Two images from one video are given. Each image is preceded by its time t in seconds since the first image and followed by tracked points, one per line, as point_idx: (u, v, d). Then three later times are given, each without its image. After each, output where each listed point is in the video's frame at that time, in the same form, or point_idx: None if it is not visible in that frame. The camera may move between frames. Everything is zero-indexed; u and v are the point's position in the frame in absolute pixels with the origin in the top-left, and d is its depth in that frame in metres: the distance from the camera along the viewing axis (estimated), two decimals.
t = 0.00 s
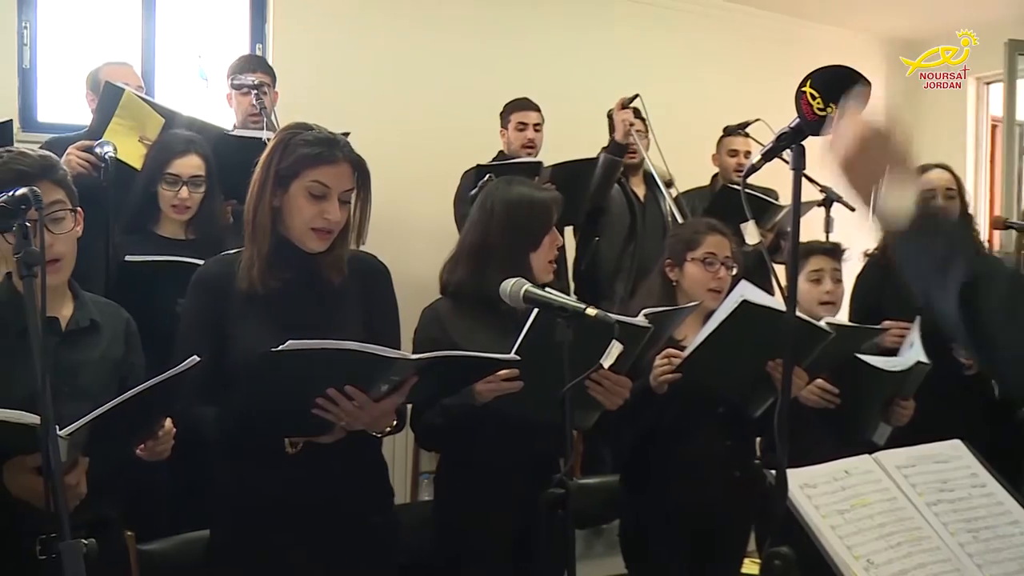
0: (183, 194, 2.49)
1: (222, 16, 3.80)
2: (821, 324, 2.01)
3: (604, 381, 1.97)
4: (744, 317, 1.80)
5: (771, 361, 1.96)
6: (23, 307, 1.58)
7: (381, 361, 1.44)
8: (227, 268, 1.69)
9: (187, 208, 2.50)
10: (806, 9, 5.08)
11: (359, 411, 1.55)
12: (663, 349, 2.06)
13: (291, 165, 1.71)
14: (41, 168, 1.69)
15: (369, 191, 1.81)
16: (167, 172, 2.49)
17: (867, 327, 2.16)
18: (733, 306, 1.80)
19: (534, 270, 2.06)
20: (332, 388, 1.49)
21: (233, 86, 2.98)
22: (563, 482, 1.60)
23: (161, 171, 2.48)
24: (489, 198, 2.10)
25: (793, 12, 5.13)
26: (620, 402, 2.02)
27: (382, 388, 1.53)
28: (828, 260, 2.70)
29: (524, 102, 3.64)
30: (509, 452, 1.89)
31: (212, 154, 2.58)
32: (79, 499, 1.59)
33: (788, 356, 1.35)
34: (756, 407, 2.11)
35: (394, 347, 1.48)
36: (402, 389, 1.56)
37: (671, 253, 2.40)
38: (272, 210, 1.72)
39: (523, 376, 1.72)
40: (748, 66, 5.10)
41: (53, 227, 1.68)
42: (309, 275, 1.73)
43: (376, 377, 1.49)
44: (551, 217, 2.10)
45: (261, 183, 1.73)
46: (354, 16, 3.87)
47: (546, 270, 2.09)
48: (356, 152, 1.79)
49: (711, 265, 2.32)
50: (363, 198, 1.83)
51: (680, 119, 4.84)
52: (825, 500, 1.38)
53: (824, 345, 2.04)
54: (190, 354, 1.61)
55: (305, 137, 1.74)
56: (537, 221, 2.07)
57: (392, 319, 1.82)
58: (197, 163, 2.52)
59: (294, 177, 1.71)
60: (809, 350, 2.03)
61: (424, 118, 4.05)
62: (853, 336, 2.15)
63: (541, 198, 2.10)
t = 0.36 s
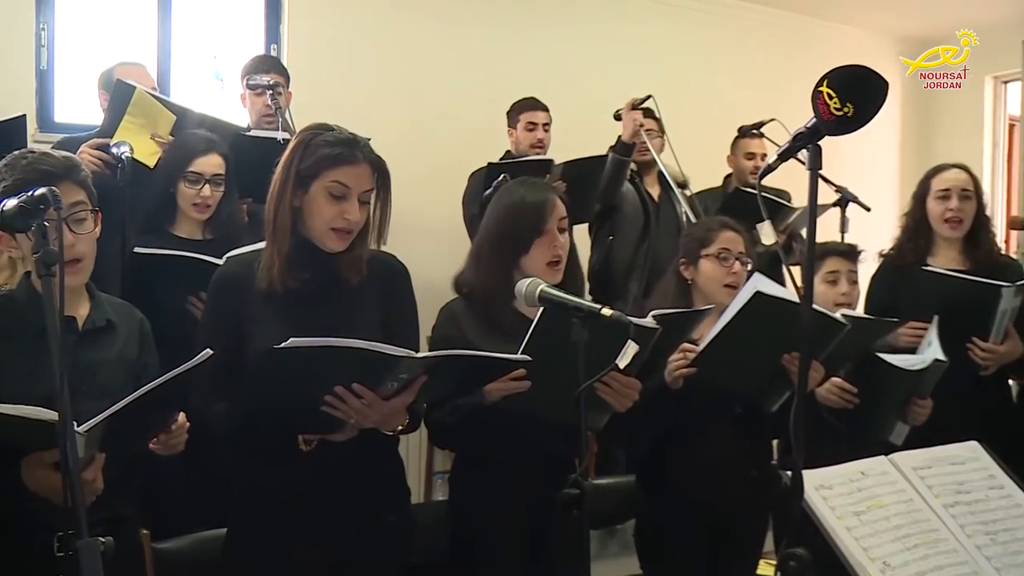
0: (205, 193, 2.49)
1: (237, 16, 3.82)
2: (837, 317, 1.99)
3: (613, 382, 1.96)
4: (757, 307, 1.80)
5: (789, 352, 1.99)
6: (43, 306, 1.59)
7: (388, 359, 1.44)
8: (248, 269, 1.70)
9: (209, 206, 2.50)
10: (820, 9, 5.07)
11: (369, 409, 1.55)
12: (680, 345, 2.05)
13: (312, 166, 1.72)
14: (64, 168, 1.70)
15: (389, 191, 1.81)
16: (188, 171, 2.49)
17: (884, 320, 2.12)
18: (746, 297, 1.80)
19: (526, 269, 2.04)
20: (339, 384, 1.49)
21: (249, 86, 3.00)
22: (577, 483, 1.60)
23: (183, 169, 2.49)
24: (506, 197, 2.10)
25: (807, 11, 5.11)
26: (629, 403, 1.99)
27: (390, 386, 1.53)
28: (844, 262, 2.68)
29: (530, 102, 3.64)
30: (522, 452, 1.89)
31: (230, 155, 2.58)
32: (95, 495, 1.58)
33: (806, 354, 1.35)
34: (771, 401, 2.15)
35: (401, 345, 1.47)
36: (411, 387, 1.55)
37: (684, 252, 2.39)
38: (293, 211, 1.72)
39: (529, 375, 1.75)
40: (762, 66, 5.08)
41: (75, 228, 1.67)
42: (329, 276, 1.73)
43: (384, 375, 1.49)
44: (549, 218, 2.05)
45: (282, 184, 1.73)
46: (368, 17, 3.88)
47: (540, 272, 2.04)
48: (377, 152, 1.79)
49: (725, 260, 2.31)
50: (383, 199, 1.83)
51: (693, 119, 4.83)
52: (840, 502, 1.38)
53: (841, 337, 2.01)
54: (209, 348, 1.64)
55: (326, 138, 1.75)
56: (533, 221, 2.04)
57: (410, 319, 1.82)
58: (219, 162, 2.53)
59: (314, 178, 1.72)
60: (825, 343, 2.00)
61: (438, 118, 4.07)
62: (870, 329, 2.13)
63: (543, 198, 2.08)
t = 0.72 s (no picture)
0: (223, 190, 2.48)
1: (253, 17, 3.84)
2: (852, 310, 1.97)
3: (624, 382, 1.96)
4: (767, 297, 1.77)
5: (804, 346, 1.97)
6: (61, 304, 1.60)
7: (402, 355, 1.43)
8: (265, 269, 1.71)
9: (226, 205, 2.49)
10: (835, 8, 5.05)
11: (383, 404, 1.55)
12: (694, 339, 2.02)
13: (328, 166, 1.72)
14: (82, 167, 1.72)
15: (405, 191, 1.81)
16: (206, 169, 2.47)
17: (900, 315, 2.09)
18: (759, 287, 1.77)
19: (535, 267, 2.04)
20: (353, 379, 1.49)
21: (265, 86, 3.01)
22: (593, 482, 1.60)
23: (201, 168, 2.48)
24: (523, 198, 2.10)
25: (823, 10, 5.10)
26: (642, 404, 2.00)
27: (404, 382, 1.52)
28: (860, 263, 2.67)
29: (546, 102, 3.64)
30: (537, 452, 1.89)
31: (247, 153, 2.59)
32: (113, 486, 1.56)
33: (823, 354, 1.35)
34: (787, 398, 2.13)
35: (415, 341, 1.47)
36: (425, 383, 1.55)
37: (700, 251, 2.39)
38: (310, 211, 1.73)
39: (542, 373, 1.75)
40: (777, 66, 5.07)
41: (93, 226, 1.69)
42: (345, 276, 1.74)
43: (399, 372, 1.49)
44: (558, 215, 2.05)
45: (300, 184, 1.74)
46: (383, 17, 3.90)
47: (548, 271, 2.03)
48: (393, 153, 1.79)
49: (744, 261, 2.31)
50: (398, 199, 1.84)
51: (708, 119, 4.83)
52: (857, 503, 1.37)
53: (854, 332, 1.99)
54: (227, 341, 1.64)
55: (342, 139, 1.75)
56: (540, 219, 2.05)
57: (425, 318, 1.82)
58: (236, 160, 2.51)
59: (331, 178, 1.72)
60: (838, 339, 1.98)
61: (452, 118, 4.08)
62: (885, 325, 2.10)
63: (555, 196, 2.08)
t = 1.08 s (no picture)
0: (241, 185, 2.48)
1: (269, 17, 3.85)
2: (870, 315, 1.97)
3: (638, 382, 1.97)
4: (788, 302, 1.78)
5: (821, 352, 1.94)
6: (80, 302, 1.61)
7: (422, 355, 1.44)
8: (285, 270, 1.72)
9: (244, 200, 2.49)
10: (851, 7, 5.03)
11: (402, 404, 1.56)
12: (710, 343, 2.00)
13: (347, 168, 1.73)
14: (100, 166, 1.72)
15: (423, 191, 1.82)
16: (224, 165, 2.48)
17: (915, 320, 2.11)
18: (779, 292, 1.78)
19: (555, 270, 2.05)
20: (373, 379, 1.50)
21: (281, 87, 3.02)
22: (610, 483, 1.61)
23: (218, 164, 2.49)
24: (541, 199, 2.10)
25: (838, 10, 5.08)
26: (656, 405, 2.01)
27: (424, 382, 1.53)
28: (878, 270, 2.66)
29: (563, 103, 3.64)
30: (553, 453, 1.88)
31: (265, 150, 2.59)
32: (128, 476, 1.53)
33: (841, 356, 1.34)
34: (802, 402, 2.11)
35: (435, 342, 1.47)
36: (444, 384, 1.56)
37: (719, 252, 2.37)
38: (330, 212, 1.74)
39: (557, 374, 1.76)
40: (792, 66, 5.05)
41: (110, 224, 1.69)
42: (364, 277, 1.74)
43: (418, 372, 1.49)
44: (582, 224, 2.04)
45: (319, 185, 1.74)
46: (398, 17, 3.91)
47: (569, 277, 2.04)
48: (411, 153, 1.80)
49: (764, 267, 2.30)
50: (417, 200, 1.84)
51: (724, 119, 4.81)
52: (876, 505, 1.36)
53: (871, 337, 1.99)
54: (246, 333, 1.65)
55: (361, 140, 1.76)
56: (564, 227, 2.04)
57: (442, 317, 1.82)
58: (254, 157, 2.53)
59: (350, 179, 1.73)
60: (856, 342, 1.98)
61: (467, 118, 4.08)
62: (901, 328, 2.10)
63: (579, 205, 2.07)
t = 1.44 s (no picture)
0: (263, 183, 2.50)
1: (287, 18, 3.86)
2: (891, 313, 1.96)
3: (659, 381, 2.04)
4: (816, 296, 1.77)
5: (843, 349, 1.93)
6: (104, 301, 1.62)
7: (445, 354, 1.44)
8: (306, 268, 1.73)
9: (266, 198, 2.50)
10: (871, 6, 5.00)
11: (426, 404, 1.56)
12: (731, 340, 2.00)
13: (368, 164, 1.75)
14: (127, 166, 1.74)
15: (443, 188, 1.83)
16: (245, 164, 2.50)
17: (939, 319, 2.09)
18: (802, 288, 1.76)
19: (586, 266, 2.03)
20: (397, 379, 1.50)
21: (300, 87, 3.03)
22: (630, 483, 1.61)
23: (240, 162, 2.50)
24: (560, 199, 2.11)
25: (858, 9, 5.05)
26: (675, 402, 2.09)
27: (447, 381, 1.53)
28: (899, 266, 2.64)
29: (584, 105, 3.64)
30: (573, 452, 1.88)
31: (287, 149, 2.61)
32: (148, 473, 1.57)
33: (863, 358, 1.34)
34: (823, 399, 2.10)
35: (459, 341, 1.47)
36: (466, 384, 1.56)
37: (733, 250, 2.37)
38: (351, 210, 1.75)
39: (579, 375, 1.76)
40: (812, 65, 5.03)
41: (135, 223, 1.69)
42: (387, 273, 1.75)
43: (442, 371, 1.49)
44: (615, 220, 2.05)
45: (340, 183, 1.76)
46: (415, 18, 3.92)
47: (604, 273, 2.04)
48: (431, 150, 1.82)
49: (779, 265, 2.31)
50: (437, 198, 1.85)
51: (741, 119, 4.80)
52: (896, 507, 1.36)
53: (892, 337, 1.99)
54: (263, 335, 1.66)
55: (381, 137, 1.78)
56: (595, 222, 2.04)
57: (464, 316, 1.82)
58: (276, 155, 2.54)
59: (371, 176, 1.75)
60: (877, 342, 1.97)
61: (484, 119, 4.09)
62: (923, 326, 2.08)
63: (608, 200, 2.08)
